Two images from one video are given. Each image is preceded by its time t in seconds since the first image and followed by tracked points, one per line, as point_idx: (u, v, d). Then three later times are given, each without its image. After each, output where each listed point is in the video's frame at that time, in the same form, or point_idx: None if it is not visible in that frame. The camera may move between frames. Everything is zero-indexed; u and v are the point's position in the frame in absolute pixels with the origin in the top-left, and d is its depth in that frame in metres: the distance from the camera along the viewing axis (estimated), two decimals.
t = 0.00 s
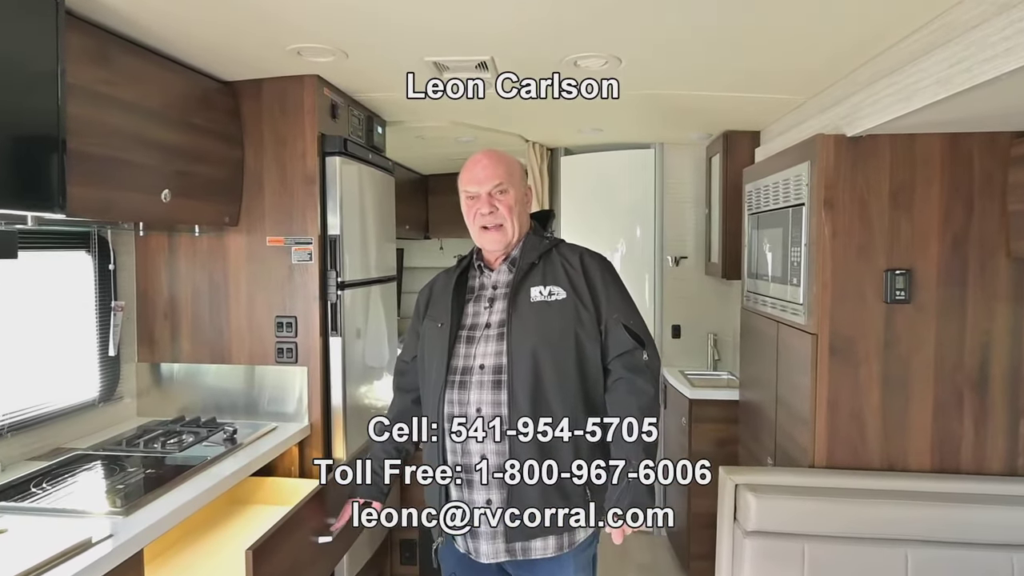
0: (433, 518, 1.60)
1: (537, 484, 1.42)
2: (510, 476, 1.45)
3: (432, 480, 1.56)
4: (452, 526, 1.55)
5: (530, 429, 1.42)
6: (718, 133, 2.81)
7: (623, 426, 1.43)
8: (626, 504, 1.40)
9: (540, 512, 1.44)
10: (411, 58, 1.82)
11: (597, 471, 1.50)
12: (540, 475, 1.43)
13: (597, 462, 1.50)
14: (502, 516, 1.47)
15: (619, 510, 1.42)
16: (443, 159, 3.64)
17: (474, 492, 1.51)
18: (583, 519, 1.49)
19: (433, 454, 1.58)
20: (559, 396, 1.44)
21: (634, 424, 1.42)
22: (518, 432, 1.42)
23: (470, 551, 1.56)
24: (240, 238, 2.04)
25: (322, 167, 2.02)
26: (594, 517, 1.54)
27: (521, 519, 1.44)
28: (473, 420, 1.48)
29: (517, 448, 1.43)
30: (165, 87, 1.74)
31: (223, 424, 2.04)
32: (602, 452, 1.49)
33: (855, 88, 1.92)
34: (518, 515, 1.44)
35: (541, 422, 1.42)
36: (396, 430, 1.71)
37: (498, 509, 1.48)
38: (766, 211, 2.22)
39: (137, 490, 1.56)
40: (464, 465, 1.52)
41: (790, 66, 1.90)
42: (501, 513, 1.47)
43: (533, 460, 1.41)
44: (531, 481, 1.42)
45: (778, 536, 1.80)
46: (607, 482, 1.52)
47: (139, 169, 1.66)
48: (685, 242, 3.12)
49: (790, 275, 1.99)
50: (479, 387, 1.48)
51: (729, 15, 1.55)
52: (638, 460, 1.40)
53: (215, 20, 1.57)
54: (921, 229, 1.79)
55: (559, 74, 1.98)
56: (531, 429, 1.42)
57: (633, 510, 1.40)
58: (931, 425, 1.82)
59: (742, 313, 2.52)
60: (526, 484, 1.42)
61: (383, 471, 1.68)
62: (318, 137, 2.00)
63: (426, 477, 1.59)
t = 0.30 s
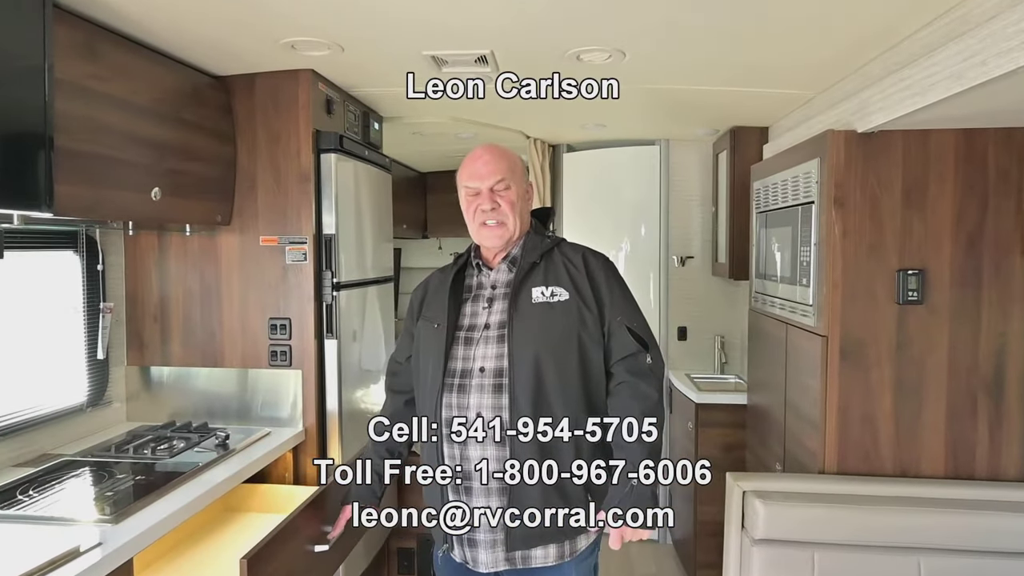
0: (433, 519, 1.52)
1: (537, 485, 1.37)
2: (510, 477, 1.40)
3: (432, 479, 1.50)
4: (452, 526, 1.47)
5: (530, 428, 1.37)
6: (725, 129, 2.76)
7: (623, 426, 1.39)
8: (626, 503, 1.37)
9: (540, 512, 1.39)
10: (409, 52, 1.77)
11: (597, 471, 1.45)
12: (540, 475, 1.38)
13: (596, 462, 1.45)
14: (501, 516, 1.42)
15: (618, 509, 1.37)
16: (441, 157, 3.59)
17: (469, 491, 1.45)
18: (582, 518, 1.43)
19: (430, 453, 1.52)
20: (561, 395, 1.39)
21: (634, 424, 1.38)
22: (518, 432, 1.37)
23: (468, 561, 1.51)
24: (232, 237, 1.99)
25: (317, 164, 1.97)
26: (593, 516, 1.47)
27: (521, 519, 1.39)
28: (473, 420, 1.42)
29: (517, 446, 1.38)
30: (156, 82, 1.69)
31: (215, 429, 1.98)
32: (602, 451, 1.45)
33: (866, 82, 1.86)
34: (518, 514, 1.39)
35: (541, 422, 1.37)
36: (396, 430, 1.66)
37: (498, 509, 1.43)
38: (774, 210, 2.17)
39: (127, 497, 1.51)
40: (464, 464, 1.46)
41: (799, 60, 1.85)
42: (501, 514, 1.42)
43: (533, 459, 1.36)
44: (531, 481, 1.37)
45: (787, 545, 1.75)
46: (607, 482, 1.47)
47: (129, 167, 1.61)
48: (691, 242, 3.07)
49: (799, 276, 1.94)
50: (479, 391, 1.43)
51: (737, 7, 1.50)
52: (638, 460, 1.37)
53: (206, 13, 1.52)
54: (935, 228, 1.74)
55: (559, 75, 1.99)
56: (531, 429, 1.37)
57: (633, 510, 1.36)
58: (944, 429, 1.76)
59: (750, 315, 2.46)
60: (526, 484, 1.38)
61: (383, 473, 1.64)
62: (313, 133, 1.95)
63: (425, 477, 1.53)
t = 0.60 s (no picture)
0: (432, 521, 1.42)
1: (537, 485, 1.30)
2: (509, 476, 1.33)
3: (430, 480, 1.41)
4: (452, 526, 1.40)
5: (530, 429, 1.30)
6: (734, 124, 2.69)
7: (623, 426, 1.32)
8: (626, 503, 1.30)
9: (540, 512, 1.31)
10: (406, 43, 1.70)
11: (597, 472, 1.37)
12: (540, 475, 1.31)
13: (596, 462, 1.37)
14: (501, 516, 1.34)
15: (620, 510, 1.31)
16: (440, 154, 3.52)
17: (467, 487, 1.39)
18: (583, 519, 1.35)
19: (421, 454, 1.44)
20: (561, 396, 1.32)
21: (635, 425, 1.31)
22: (518, 432, 1.30)
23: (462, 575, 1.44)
24: (221, 236, 1.92)
25: (309, 160, 1.90)
26: (593, 517, 1.39)
27: (521, 519, 1.32)
28: (474, 419, 1.36)
29: (515, 446, 1.32)
30: (143, 75, 1.62)
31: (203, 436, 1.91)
32: (603, 451, 1.38)
33: (882, 76, 1.79)
34: (519, 515, 1.32)
35: (541, 422, 1.30)
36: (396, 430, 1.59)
37: (498, 508, 1.35)
38: (786, 209, 2.10)
39: (113, 507, 1.44)
40: (462, 462, 1.38)
41: (810, 53, 1.78)
42: (500, 514, 1.34)
43: (533, 459, 1.30)
44: (531, 482, 1.30)
45: (800, 557, 1.68)
46: (608, 482, 1.39)
47: (115, 163, 1.54)
48: (699, 242, 3.00)
49: (812, 277, 1.87)
50: (477, 397, 1.36)
51: None
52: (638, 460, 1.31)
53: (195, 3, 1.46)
54: (954, 228, 1.67)
55: (559, 74, 1.96)
56: (531, 429, 1.30)
57: (633, 510, 1.29)
58: (963, 438, 1.69)
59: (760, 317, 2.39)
60: (526, 484, 1.30)
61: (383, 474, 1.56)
62: (305, 128, 1.88)
63: (425, 478, 1.43)
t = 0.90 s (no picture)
0: (432, 520, 1.40)
1: (535, 485, 1.29)
2: (509, 476, 1.30)
3: (432, 480, 1.38)
4: (452, 526, 1.38)
5: (530, 429, 1.29)
6: (736, 125, 2.69)
7: (623, 426, 1.30)
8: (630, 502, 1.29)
9: (540, 512, 1.31)
10: (407, 43, 1.69)
11: (597, 472, 1.35)
12: (540, 475, 1.30)
13: (597, 462, 1.35)
14: (501, 516, 1.32)
15: (620, 509, 1.29)
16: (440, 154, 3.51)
17: (466, 485, 1.36)
18: (584, 519, 1.35)
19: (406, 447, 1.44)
20: (547, 394, 1.31)
21: (635, 425, 1.30)
22: (518, 432, 1.29)
23: None
24: (220, 235, 1.91)
25: (309, 160, 1.89)
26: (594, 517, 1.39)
27: (521, 519, 1.31)
28: (475, 419, 1.34)
29: (502, 446, 1.30)
30: (143, 74, 1.62)
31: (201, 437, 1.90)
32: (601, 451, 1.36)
33: (885, 78, 1.79)
34: (518, 515, 1.31)
35: (541, 422, 1.30)
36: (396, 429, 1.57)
37: (496, 507, 1.33)
38: (788, 211, 2.09)
39: (110, 507, 1.44)
40: (462, 462, 1.35)
41: (814, 54, 1.77)
42: (501, 513, 1.31)
43: (532, 459, 1.29)
44: (531, 482, 1.29)
45: (801, 561, 1.67)
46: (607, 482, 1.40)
47: (114, 162, 1.54)
48: (700, 243, 2.99)
49: (814, 279, 1.86)
50: (462, 397, 1.35)
51: None
52: (638, 459, 1.30)
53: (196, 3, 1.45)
54: (957, 230, 1.66)
55: (559, 73, 1.95)
56: (531, 429, 1.29)
57: (633, 510, 1.29)
58: (966, 442, 1.68)
59: (761, 319, 2.38)
60: (525, 484, 1.29)
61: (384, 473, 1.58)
62: (304, 128, 1.88)
63: (424, 478, 1.39)
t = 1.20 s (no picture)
0: (431, 521, 1.38)
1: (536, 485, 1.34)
2: (509, 477, 1.31)
3: (433, 480, 1.36)
4: (453, 527, 1.37)
5: (530, 429, 1.32)
6: (736, 125, 2.68)
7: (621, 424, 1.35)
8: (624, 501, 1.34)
9: (540, 512, 1.36)
10: (407, 43, 1.70)
11: (597, 472, 1.34)
12: (540, 475, 1.35)
13: (596, 463, 1.33)
14: (501, 515, 1.31)
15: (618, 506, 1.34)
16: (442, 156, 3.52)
17: (464, 484, 1.35)
18: (585, 520, 1.33)
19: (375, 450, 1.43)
20: (524, 395, 1.33)
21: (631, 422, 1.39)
22: (518, 432, 1.32)
23: None
24: (220, 236, 1.92)
25: (310, 160, 1.90)
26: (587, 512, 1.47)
27: (521, 519, 1.33)
28: (475, 419, 1.31)
29: (486, 447, 1.31)
30: (146, 76, 1.63)
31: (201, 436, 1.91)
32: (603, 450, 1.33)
33: (887, 78, 1.78)
34: (518, 515, 1.33)
35: (541, 422, 1.34)
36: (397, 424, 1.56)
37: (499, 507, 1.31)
38: (788, 211, 2.08)
39: (112, 507, 1.44)
40: (464, 464, 1.35)
41: (815, 53, 1.76)
42: (501, 513, 1.31)
43: (535, 459, 1.33)
44: (531, 481, 1.33)
45: (802, 564, 1.65)
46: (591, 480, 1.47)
47: (117, 163, 1.55)
48: (699, 244, 2.99)
49: (815, 280, 1.85)
50: (439, 403, 1.34)
51: None
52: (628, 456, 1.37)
53: (199, 5, 1.46)
54: (961, 231, 1.64)
55: (559, 74, 1.95)
56: (531, 429, 1.32)
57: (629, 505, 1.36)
58: (970, 445, 1.66)
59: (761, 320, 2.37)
60: (526, 484, 1.33)
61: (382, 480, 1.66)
62: (305, 128, 1.89)
63: (425, 478, 1.37)
